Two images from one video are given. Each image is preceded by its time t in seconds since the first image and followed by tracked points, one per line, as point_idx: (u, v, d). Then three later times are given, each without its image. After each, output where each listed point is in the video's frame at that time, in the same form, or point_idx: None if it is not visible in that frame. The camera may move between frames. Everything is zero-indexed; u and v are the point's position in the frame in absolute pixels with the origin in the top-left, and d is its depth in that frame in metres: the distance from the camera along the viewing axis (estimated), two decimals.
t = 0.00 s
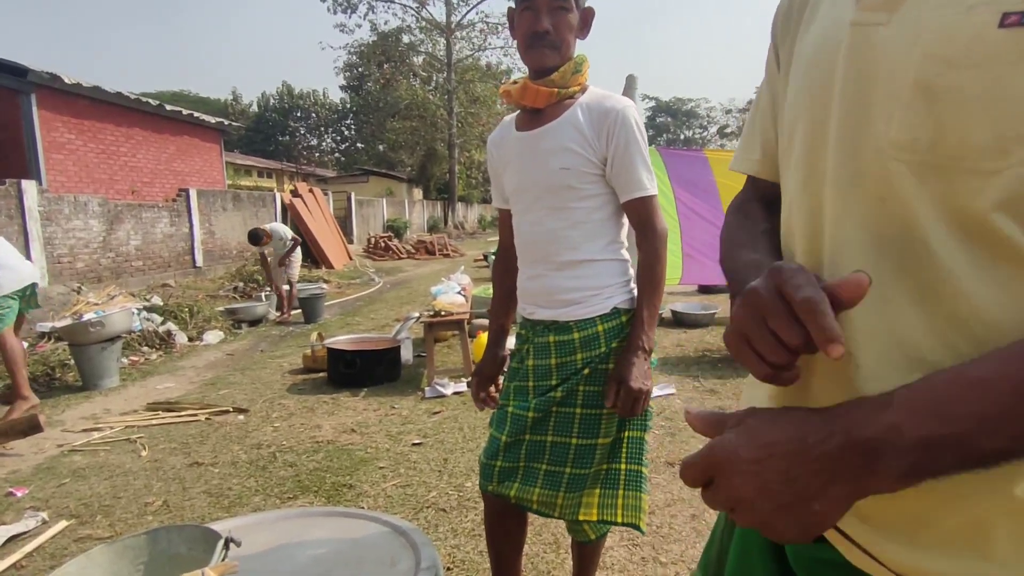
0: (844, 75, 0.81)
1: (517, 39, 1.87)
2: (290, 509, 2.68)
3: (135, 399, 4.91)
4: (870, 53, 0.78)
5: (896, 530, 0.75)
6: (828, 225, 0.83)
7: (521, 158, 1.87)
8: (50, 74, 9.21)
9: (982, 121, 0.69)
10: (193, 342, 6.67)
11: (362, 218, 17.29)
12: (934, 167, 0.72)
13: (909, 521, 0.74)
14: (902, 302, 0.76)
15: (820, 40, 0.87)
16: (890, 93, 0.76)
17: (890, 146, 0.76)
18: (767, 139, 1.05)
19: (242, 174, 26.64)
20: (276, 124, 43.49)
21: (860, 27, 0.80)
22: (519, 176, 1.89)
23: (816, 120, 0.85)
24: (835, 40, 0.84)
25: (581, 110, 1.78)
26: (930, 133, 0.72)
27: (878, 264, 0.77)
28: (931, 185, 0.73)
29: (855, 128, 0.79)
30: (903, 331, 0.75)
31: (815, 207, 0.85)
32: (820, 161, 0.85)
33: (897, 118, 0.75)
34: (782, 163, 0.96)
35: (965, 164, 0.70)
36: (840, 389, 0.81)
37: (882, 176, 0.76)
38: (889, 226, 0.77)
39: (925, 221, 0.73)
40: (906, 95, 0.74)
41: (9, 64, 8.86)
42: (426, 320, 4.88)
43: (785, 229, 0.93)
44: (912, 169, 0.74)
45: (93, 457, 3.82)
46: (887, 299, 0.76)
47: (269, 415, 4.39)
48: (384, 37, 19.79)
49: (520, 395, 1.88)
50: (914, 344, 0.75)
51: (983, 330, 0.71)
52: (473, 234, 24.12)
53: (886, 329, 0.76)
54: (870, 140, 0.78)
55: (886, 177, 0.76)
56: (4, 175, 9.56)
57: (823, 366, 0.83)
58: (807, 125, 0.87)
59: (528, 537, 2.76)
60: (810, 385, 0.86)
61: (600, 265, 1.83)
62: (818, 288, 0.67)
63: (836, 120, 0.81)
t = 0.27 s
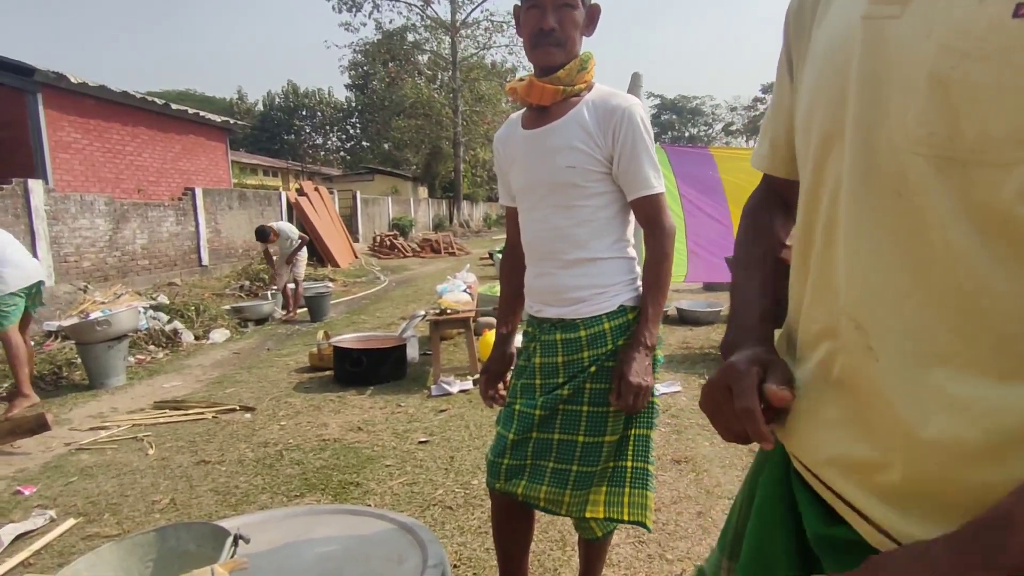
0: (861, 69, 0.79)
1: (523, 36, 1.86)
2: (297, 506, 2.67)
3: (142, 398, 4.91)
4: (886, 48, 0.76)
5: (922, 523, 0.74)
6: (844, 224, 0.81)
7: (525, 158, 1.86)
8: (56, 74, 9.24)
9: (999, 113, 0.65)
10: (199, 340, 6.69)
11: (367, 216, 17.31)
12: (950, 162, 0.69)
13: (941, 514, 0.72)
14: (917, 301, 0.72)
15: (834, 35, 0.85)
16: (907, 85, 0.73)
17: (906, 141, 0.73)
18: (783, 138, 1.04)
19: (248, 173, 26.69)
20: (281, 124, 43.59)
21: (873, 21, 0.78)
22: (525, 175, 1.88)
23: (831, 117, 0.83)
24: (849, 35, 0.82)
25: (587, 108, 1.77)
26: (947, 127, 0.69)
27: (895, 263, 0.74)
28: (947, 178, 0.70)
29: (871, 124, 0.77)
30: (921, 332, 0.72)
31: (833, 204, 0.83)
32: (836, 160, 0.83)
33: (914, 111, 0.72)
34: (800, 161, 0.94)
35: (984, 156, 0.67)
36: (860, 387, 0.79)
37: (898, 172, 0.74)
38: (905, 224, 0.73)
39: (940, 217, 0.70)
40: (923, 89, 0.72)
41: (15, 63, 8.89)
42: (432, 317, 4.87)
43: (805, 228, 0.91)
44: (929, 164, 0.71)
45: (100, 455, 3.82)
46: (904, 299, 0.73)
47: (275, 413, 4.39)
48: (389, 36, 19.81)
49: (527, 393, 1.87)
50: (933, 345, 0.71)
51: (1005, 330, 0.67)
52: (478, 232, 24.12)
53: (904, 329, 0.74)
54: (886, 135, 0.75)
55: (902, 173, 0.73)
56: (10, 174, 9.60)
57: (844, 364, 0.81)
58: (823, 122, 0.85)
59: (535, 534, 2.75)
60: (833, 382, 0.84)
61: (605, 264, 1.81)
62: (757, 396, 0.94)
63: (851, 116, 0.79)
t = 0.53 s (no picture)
0: (878, 75, 0.83)
1: (527, 37, 1.86)
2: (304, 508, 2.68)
3: (147, 400, 4.93)
4: (903, 56, 0.81)
5: (946, 499, 0.80)
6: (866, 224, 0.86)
7: (531, 159, 1.87)
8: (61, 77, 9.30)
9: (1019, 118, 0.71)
10: (203, 342, 6.71)
11: (370, 218, 17.33)
12: (973, 163, 0.75)
13: (965, 489, 0.79)
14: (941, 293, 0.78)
15: (844, 43, 0.89)
16: (927, 91, 0.79)
17: (930, 145, 0.78)
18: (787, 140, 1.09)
19: (251, 175, 26.73)
20: (284, 126, 43.65)
21: (888, 27, 0.83)
22: (532, 177, 1.88)
23: (848, 122, 0.88)
24: (860, 42, 0.86)
25: (594, 109, 1.77)
26: (968, 131, 0.75)
27: (919, 261, 0.80)
28: (970, 179, 0.75)
29: (891, 128, 0.82)
30: (945, 323, 0.78)
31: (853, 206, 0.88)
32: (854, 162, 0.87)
33: (936, 116, 0.78)
34: (810, 163, 0.98)
35: (1007, 159, 0.72)
36: (883, 376, 0.84)
37: (921, 174, 0.79)
38: (929, 223, 0.79)
39: (964, 215, 0.76)
40: (944, 95, 0.77)
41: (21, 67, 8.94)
42: (435, 319, 4.88)
43: (818, 228, 0.95)
44: (952, 166, 0.76)
45: (106, 457, 3.84)
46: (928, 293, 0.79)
47: (280, 415, 4.40)
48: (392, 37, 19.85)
49: (533, 395, 1.88)
50: (955, 333, 0.78)
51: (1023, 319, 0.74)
52: (481, 233, 24.11)
53: (928, 321, 0.80)
54: (907, 139, 0.80)
55: (926, 175, 0.79)
56: (16, 177, 9.64)
57: (866, 356, 0.86)
58: (839, 126, 0.89)
59: (541, 536, 2.76)
60: (852, 373, 0.89)
61: (613, 266, 1.81)
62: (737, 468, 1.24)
63: (871, 122, 0.84)
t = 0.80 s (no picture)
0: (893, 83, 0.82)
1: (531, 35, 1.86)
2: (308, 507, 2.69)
3: (152, 399, 4.96)
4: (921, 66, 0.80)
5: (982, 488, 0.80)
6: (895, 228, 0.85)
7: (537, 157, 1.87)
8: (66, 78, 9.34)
9: None
10: (208, 342, 6.73)
11: (373, 217, 17.36)
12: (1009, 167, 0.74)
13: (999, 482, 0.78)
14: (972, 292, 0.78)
15: (857, 52, 0.88)
16: (946, 97, 0.78)
17: (953, 148, 0.77)
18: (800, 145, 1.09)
19: (255, 175, 26.79)
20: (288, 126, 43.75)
21: (903, 46, 0.81)
22: (538, 174, 1.88)
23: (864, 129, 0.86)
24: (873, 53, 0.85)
25: (602, 107, 1.78)
26: (1002, 136, 0.74)
27: (951, 262, 0.79)
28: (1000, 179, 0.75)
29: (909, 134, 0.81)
30: (982, 323, 0.78)
31: (876, 210, 0.87)
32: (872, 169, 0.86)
33: (959, 120, 0.76)
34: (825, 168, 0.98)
35: None
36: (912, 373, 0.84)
37: (951, 179, 0.78)
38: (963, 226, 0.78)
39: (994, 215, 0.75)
40: (970, 104, 0.76)
41: (26, 69, 8.92)
42: (438, 318, 4.89)
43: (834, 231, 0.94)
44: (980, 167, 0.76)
45: (111, 456, 3.86)
46: (962, 294, 0.79)
47: (284, 414, 4.42)
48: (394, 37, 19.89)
49: (540, 392, 1.87)
50: (990, 330, 0.78)
51: None
52: (484, 233, 24.13)
53: (963, 320, 0.79)
54: (928, 144, 0.79)
55: (958, 181, 0.78)
56: (21, 177, 9.68)
57: (896, 352, 0.86)
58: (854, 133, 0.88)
59: (544, 535, 2.76)
60: (880, 370, 0.89)
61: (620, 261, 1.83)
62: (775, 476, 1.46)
63: (893, 130, 0.82)
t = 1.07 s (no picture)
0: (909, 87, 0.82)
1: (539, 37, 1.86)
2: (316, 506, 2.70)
3: (160, 398, 4.97)
4: (935, 72, 0.79)
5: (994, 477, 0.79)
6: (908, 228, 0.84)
7: (547, 156, 1.87)
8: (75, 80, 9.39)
9: None
10: (215, 341, 6.76)
11: (379, 217, 17.38)
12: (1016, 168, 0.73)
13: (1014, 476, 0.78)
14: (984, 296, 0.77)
15: (876, 59, 0.88)
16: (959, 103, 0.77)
17: (967, 152, 0.76)
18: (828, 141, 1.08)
19: (261, 175, 26.85)
20: (294, 126, 43.84)
21: (916, 56, 0.81)
22: (548, 173, 1.88)
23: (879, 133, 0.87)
24: (894, 59, 0.85)
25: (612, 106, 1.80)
26: (1009, 137, 0.73)
27: (961, 263, 0.78)
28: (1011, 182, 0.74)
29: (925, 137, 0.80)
30: (994, 322, 0.76)
31: (891, 212, 0.87)
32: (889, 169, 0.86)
33: (972, 125, 0.76)
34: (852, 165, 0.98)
35: None
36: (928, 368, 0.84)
37: (961, 182, 0.77)
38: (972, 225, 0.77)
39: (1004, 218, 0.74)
40: (979, 107, 0.75)
41: (32, 69, 9.03)
42: (445, 317, 4.89)
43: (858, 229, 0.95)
44: (990, 171, 0.75)
45: (120, 455, 3.88)
46: (974, 295, 0.77)
47: (292, 413, 4.43)
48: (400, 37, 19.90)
49: (552, 393, 1.86)
50: (1003, 330, 0.76)
51: None
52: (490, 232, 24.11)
53: (976, 320, 0.78)
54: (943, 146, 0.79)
55: (966, 182, 0.77)
56: (30, 178, 9.73)
57: (913, 352, 0.85)
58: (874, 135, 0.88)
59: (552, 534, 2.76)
60: (897, 369, 0.88)
61: (631, 258, 1.82)
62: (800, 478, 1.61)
63: (905, 134, 0.82)
